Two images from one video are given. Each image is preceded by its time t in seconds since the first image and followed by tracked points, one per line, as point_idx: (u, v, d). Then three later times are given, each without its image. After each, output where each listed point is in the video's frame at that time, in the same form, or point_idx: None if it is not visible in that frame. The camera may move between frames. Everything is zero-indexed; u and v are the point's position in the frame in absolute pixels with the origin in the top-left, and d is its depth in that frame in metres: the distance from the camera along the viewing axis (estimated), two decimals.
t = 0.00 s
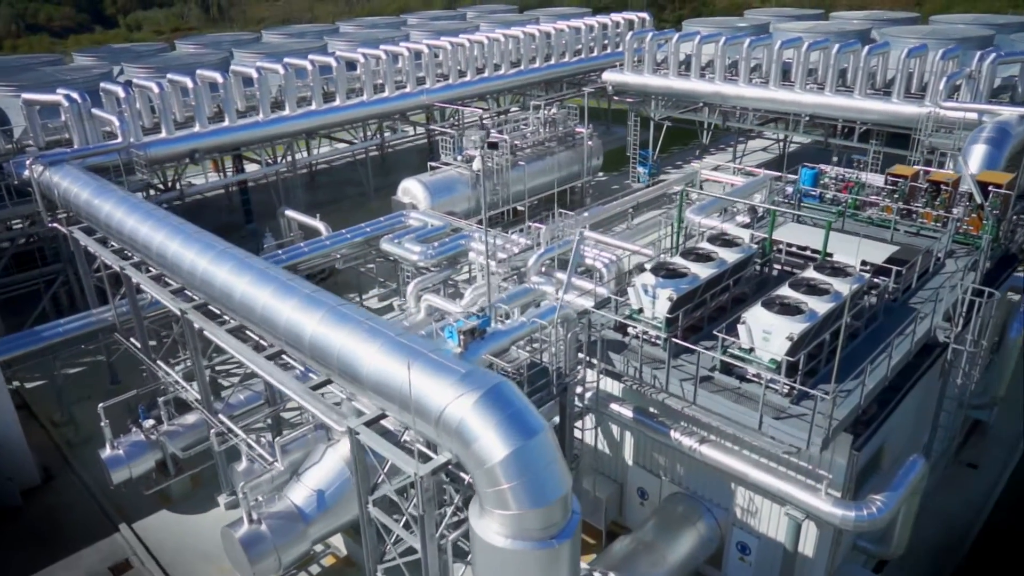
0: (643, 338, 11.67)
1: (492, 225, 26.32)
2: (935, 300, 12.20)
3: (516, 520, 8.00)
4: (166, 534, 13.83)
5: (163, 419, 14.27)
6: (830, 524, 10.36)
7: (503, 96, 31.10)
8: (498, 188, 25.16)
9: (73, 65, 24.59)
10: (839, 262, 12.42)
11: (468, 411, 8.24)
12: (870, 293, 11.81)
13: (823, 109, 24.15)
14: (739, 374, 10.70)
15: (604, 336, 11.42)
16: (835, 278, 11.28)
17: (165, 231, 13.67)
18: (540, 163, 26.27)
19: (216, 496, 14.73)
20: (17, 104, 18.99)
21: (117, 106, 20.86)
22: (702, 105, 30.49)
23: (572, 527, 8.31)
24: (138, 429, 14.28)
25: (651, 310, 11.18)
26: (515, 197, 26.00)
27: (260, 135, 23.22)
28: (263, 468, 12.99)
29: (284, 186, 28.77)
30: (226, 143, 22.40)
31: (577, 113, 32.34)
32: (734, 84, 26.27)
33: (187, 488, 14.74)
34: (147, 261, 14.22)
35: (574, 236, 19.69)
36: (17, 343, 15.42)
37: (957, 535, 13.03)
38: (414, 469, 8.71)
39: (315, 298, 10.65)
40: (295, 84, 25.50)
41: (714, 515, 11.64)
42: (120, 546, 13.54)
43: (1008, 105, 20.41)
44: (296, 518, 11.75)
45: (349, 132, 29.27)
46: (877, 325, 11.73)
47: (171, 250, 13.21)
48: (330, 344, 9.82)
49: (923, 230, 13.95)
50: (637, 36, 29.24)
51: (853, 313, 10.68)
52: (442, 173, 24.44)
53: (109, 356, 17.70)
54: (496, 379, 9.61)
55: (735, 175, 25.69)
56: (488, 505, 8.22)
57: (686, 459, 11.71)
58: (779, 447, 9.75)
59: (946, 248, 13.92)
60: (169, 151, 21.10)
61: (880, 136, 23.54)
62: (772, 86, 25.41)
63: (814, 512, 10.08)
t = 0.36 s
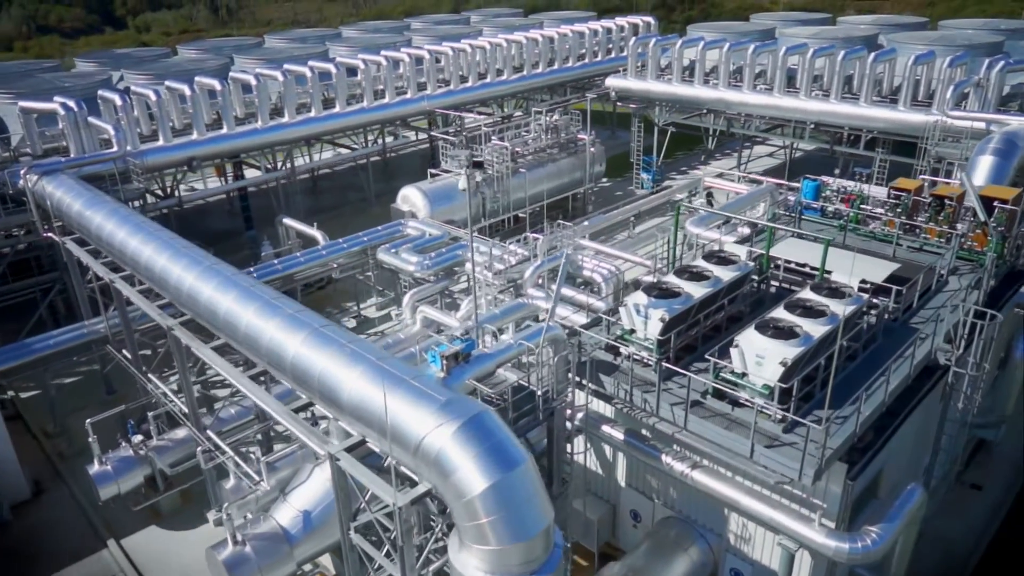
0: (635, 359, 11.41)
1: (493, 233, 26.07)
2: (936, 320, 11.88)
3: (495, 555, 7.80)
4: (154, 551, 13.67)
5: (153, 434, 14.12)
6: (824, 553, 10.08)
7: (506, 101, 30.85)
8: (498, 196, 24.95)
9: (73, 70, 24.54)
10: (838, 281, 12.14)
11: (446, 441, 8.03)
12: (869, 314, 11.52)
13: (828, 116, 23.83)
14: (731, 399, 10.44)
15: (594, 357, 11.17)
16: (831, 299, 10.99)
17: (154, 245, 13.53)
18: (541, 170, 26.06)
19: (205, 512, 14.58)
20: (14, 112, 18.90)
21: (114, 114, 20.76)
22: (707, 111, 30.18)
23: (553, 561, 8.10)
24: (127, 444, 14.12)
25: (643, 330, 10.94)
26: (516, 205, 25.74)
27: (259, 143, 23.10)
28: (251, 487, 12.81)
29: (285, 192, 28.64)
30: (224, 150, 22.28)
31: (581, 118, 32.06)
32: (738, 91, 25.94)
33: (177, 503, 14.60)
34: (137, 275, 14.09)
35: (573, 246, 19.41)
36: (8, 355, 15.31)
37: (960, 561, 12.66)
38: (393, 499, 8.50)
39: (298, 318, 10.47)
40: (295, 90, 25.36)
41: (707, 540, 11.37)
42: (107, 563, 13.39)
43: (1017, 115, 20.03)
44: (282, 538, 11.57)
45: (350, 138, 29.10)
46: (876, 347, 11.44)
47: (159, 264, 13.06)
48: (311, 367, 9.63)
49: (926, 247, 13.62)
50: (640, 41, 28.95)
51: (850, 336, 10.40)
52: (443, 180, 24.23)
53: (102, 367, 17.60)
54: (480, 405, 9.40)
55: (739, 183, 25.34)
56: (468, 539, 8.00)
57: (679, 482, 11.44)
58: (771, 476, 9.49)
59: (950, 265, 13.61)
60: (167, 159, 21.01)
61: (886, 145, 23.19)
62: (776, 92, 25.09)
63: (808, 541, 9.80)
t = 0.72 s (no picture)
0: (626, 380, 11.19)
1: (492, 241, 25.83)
2: (936, 342, 11.59)
3: None
4: (142, 568, 13.53)
5: (141, 449, 13.98)
6: None
7: (508, 106, 30.61)
8: (498, 203, 24.73)
9: (73, 77, 24.49)
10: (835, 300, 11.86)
11: (423, 472, 7.82)
12: (866, 335, 11.27)
13: (832, 124, 23.48)
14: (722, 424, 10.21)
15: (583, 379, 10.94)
16: (826, 321, 10.74)
17: (142, 258, 13.38)
18: (542, 178, 25.82)
19: (194, 528, 14.42)
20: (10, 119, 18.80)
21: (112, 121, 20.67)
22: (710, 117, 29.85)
23: None
24: (116, 459, 13.97)
25: (633, 352, 10.70)
26: (516, 212, 25.51)
27: (257, 150, 22.96)
28: (237, 505, 12.63)
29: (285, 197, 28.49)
30: (222, 157, 22.16)
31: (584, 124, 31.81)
32: (742, 97, 25.61)
33: (165, 518, 14.46)
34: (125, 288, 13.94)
35: (571, 257, 19.17)
36: None
37: None
38: (369, 530, 8.30)
39: (280, 338, 10.30)
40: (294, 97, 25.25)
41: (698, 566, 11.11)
42: None
43: None
44: (265, 559, 11.39)
45: (350, 144, 28.94)
46: (873, 370, 11.18)
47: (146, 279, 12.91)
48: (291, 390, 9.45)
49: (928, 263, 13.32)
50: (643, 46, 28.68)
51: (845, 361, 10.14)
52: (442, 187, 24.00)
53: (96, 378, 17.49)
54: (462, 432, 9.18)
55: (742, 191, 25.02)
56: (444, 573, 7.80)
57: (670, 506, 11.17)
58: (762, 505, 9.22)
59: (953, 282, 13.28)
60: (163, 166, 20.90)
61: (891, 154, 22.81)
62: (780, 100, 24.75)
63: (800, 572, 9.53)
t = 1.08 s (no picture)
0: (614, 402, 10.93)
1: (491, 249, 25.63)
2: (934, 364, 11.28)
3: None
4: None
5: (127, 464, 13.79)
6: None
7: (510, 112, 30.40)
8: (497, 211, 24.51)
9: (72, 83, 24.44)
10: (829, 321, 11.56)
11: (397, 504, 7.61)
12: (861, 358, 10.98)
13: (836, 133, 23.14)
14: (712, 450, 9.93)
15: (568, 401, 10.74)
16: (820, 344, 10.46)
17: (128, 272, 13.21)
18: (542, 185, 25.58)
19: (181, 544, 14.23)
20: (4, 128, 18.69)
21: (107, 129, 20.56)
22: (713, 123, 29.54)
23: None
24: (102, 474, 13.80)
25: (621, 374, 10.46)
26: (515, 220, 25.30)
27: (254, 157, 22.80)
28: (221, 524, 12.43)
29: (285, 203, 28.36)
30: (217, 165, 22.00)
31: (586, 130, 31.58)
32: (745, 104, 25.29)
33: (152, 534, 14.26)
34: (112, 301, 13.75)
35: (568, 268, 18.93)
36: None
37: None
38: (341, 562, 8.06)
39: (260, 359, 10.11)
40: (292, 103, 25.11)
41: None
42: None
43: None
44: None
45: (350, 150, 28.76)
46: (869, 393, 10.89)
47: (130, 293, 12.73)
48: (268, 413, 9.25)
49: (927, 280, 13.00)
50: (645, 52, 28.40)
51: (837, 386, 9.88)
52: (440, 196, 23.76)
53: (87, 389, 17.34)
54: (441, 459, 8.96)
55: (745, 199, 24.71)
56: None
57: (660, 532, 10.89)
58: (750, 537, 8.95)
59: (953, 300, 12.96)
60: (158, 175, 20.77)
61: (896, 162, 22.44)
62: (783, 107, 24.43)
63: None
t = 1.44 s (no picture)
0: (602, 425, 10.70)
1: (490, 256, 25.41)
2: (930, 388, 11.01)
3: None
4: None
5: (112, 479, 13.63)
6: None
7: (511, 118, 30.17)
8: (496, 218, 24.29)
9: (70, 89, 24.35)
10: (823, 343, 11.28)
11: (369, 538, 7.40)
12: (855, 381, 10.72)
13: (839, 141, 22.81)
14: (700, 477, 9.69)
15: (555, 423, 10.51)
16: (812, 368, 10.20)
17: (114, 286, 13.06)
18: (541, 192, 25.35)
19: (167, 560, 14.06)
20: None
21: (103, 136, 20.43)
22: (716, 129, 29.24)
23: None
24: (87, 489, 13.63)
25: (608, 397, 10.24)
26: (514, 228, 25.08)
27: (250, 164, 22.65)
28: (204, 542, 12.24)
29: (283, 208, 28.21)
30: (213, 173, 21.86)
31: (588, 135, 31.34)
32: (747, 111, 24.98)
33: (138, 550, 14.09)
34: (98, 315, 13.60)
35: (564, 279, 18.70)
36: None
37: None
38: None
39: (240, 380, 9.93)
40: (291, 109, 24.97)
41: None
42: None
43: None
44: None
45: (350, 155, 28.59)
46: (863, 418, 10.63)
47: (115, 307, 12.58)
48: (244, 437, 9.06)
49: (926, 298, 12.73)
50: (647, 58, 28.13)
51: (828, 413, 9.64)
52: (438, 203, 23.58)
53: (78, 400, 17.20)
54: (419, 487, 8.77)
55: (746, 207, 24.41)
56: None
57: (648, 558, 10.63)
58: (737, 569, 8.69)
59: (953, 319, 12.67)
60: (153, 182, 20.63)
61: (900, 171, 22.11)
62: (785, 114, 24.11)
63: None
